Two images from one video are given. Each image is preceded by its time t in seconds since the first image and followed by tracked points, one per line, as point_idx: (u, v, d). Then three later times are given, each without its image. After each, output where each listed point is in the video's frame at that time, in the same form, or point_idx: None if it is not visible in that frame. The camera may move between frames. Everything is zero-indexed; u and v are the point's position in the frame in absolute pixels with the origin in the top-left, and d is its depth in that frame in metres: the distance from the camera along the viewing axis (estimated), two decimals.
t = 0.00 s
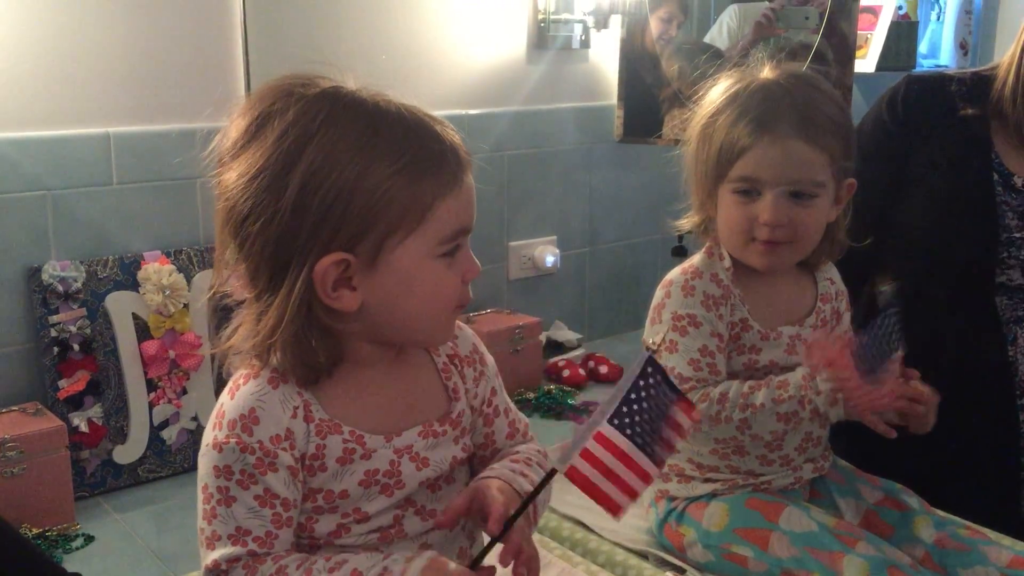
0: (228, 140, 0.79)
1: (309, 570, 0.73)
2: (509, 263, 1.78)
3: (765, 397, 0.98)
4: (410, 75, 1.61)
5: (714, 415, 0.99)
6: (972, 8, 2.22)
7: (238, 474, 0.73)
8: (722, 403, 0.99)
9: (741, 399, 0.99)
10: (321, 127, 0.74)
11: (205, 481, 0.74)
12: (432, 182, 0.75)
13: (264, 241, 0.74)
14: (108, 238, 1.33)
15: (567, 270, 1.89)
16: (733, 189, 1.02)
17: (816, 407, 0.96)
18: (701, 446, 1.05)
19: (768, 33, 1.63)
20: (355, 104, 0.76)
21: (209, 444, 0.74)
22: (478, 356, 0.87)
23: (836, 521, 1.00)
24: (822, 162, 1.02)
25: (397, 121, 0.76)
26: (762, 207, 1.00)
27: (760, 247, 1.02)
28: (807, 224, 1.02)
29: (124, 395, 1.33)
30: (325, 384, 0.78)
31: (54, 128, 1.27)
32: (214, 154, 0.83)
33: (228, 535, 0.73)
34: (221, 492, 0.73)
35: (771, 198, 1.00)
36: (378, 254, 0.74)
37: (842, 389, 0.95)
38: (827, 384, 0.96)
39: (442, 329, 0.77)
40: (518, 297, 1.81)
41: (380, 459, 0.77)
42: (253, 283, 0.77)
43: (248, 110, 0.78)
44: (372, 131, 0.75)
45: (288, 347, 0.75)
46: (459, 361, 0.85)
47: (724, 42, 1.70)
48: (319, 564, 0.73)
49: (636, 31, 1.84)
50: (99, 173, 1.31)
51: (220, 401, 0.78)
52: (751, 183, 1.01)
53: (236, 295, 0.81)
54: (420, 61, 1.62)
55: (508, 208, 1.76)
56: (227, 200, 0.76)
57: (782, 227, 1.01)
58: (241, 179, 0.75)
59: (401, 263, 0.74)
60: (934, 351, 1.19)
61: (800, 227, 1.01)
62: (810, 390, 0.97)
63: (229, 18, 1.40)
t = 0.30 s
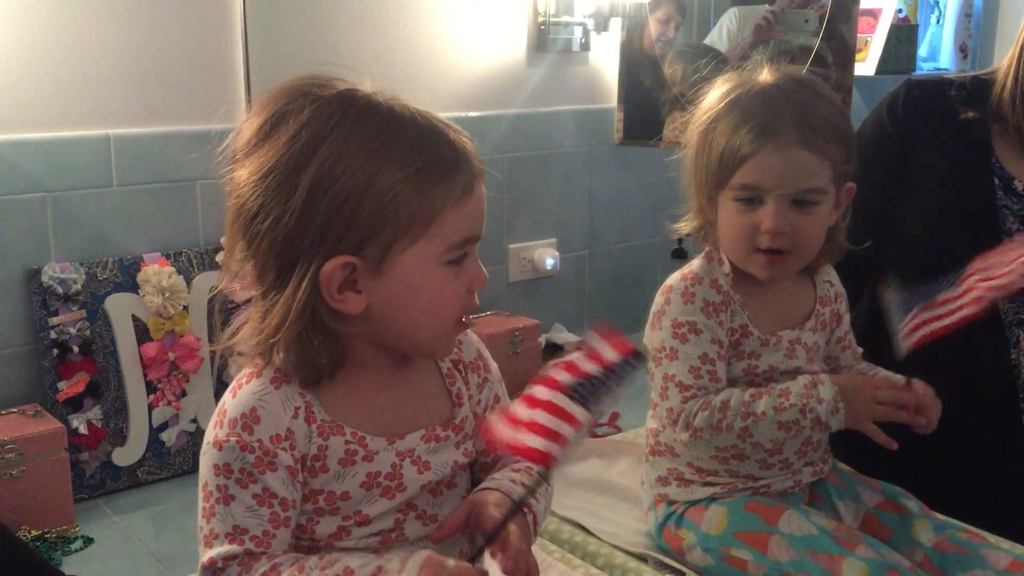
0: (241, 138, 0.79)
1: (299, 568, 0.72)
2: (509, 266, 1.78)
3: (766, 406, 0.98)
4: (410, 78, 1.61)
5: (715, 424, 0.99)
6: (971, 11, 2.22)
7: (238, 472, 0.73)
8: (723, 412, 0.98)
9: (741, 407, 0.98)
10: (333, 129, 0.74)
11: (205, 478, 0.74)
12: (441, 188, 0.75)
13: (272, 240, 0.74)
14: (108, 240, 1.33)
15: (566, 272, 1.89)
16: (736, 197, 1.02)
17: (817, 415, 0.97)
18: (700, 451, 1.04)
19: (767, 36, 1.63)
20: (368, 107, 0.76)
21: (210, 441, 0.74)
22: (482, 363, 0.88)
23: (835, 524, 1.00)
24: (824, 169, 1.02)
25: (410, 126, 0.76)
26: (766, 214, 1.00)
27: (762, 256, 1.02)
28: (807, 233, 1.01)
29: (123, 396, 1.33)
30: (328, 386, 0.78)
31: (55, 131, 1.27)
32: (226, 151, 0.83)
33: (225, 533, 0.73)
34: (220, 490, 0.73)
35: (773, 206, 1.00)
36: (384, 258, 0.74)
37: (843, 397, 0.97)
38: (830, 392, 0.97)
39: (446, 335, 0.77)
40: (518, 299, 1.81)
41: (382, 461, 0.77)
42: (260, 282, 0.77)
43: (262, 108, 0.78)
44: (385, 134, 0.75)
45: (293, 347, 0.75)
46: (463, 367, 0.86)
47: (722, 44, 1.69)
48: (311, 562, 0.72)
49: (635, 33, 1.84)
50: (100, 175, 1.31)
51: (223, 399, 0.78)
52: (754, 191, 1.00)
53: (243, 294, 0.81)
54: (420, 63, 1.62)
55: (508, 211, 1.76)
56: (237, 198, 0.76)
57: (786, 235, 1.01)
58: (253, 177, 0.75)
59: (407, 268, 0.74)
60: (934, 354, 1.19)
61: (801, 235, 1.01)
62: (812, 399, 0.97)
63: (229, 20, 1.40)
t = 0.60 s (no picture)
0: (245, 139, 0.79)
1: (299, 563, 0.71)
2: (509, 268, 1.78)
3: (766, 413, 0.98)
4: (409, 79, 1.61)
5: (714, 429, 0.99)
6: (971, 13, 2.22)
7: (239, 471, 0.74)
8: (724, 417, 0.98)
9: (742, 414, 0.98)
10: (336, 130, 0.74)
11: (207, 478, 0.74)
12: (444, 191, 0.75)
13: (275, 241, 0.75)
14: (108, 242, 1.33)
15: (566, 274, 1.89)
16: (736, 200, 1.02)
17: (816, 422, 0.97)
18: (700, 456, 1.03)
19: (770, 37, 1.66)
20: (372, 108, 0.76)
21: (212, 441, 0.75)
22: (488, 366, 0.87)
23: (834, 526, 1.00)
24: (824, 172, 1.02)
25: (414, 128, 0.76)
26: (767, 218, 1.00)
27: (765, 260, 1.02)
28: (811, 232, 1.01)
29: (123, 398, 1.33)
30: (329, 386, 0.78)
31: (55, 132, 1.28)
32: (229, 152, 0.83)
33: (230, 532, 0.73)
34: (222, 489, 0.73)
35: (775, 209, 1.00)
36: (386, 259, 0.74)
37: (841, 401, 0.97)
38: (827, 398, 0.97)
39: (449, 336, 0.77)
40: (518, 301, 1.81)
41: (384, 460, 0.77)
42: (262, 283, 0.77)
43: (266, 109, 0.78)
44: (388, 136, 0.74)
45: (295, 348, 0.75)
46: (468, 370, 0.86)
47: (724, 46, 1.70)
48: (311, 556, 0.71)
49: (634, 36, 1.83)
50: (100, 177, 1.31)
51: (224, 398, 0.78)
52: (755, 194, 1.00)
53: (246, 295, 0.81)
54: (420, 65, 1.62)
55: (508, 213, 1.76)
56: (240, 199, 0.76)
57: (789, 238, 1.01)
58: (255, 179, 0.75)
59: (410, 269, 0.74)
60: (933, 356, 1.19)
61: (804, 239, 1.01)
62: (811, 406, 0.97)
63: (229, 22, 1.40)
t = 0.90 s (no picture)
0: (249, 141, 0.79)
1: (303, 565, 0.72)
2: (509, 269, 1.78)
3: (767, 417, 0.99)
4: (410, 81, 1.61)
5: (716, 432, 1.01)
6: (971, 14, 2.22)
7: (239, 476, 0.73)
8: (724, 421, 1.00)
9: (743, 417, 1.00)
10: (338, 133, 0.74)
11: (208, 482, 0.74)
12: (445, 195, 0.75)
13: (277, 243, 0.75)
14: (108, 244, 1.33)
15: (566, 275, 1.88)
16: (739, 203, 1.01)
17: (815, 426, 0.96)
18: (701, 457, 1.04)
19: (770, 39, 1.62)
20: (374, 112, 0.76)
21: (213, 445, 0.75)
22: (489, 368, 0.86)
23: (835, 527, 1.00)
24: (829, 176, 0.99)
25: (416, 132, 0.76)
26: (769, 222, 0.99)
27: (766, 260, 1.01)
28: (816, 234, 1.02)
29: (123, 400, 1.33)
30: (330, 390, 0.78)
31: (55, 134, 1.28)
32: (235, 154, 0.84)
33: (230, 537, 0.73)
34: (222, 494, 0.73)
35: (777, 211, 0.98)
36: (387, 262, 0.74)
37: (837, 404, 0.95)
38: (822, 401, 0.96)
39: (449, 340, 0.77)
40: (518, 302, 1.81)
41: (384, 465, 0.77)
42: (265, 285, 0.78)
43: (270, 112, 0.78)
44: (390, 140, 0.75)
45: (297, 349, 0.76)
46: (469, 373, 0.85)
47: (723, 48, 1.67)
48: (315, 558, 0.72)
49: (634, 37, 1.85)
50: (100, 178, 1.31)
51: (225, 402, 0.78)
52: (757, 198, 0.99)
53: (249, 295, 0.82)
54: (420, 66, 1.62)
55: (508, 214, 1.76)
56: (243, 200, 0.77)
57: (791, 242, 0.99)
58: (258, 181, 0.76)
59: (411, 273, 0.74)
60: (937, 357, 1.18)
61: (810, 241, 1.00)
62: (810, 411, 0.97)
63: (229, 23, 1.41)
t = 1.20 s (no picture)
0: (252, 143, 0.79)
1: (320, 562, 0.73)
2: (508, 270, 1.78)
3: (765, 421, 0.98)
4: (409, 81, 1.61)
5: (713, 436, 0.99)
6: (971, 15, 2.22)
7: (246, 479, 0.73)
8: (722, 425, 0.99)
9: (741, 421, 0.99)
10: (345, 135, 0.74)
11: (213, 486, 0.74)
12: (450, 197, 0.74)
13: (280, 244, 0.75)
14: (107, 245, 1.33)
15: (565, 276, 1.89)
16: (737, 206, 1.02)
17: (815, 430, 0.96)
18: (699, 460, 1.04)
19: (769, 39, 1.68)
20: (380, 113, 0.76)
21: (218, 449, 0.75)
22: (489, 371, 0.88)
23: (834, 529, 1.00)
24: (827, 179, 1.01)
25: (421, 134, 0.76)
26: (768, 225, 1.00)
27: (766, 262, 1.02)
28: (814, 237, 1.01)
29: (123, 401, 1.33)
30: (334, 392, 0.78)
31: (54, 136, 1.28)
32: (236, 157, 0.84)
33: (235, 541, 0.73)
34: (228, 498, 0.73)
35: (776, 214, 1.00)
36: (392, 264, 0.74)
37: (837, 406, 0.95)
38: (821, 404, 0.96)
39: (452, 344, 0.76)
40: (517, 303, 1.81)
41: (387, 469, 0.77)
42: (267, 287, 0.77)
43: (273, 115, 0.78)
44: (395, 142, 0.75)
45: (300, 352, 0.75)
46: (470, 377, 0.86)
47: (723, 47, 1.72)
48: (328, 556, 0.73)
49: (633, 38, 1.82)
50: (99, 179, 1.31)
51: (227, 404, 0.78)
52: (756, 200, 1.00)
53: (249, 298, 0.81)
54: (419, 66, 1.62)
55: (507, 215, 1.76)
56: (247, 202, 0.77)
57: (790, 244, 1.01)
58: (262, 183, 0.75)
59: (415, 275, 0.74)
60: (931, 355, 1.19)
61: (807, 241, 1.01)
62: (807, 415, 0.97)
63: (229, 23, 1.41)
